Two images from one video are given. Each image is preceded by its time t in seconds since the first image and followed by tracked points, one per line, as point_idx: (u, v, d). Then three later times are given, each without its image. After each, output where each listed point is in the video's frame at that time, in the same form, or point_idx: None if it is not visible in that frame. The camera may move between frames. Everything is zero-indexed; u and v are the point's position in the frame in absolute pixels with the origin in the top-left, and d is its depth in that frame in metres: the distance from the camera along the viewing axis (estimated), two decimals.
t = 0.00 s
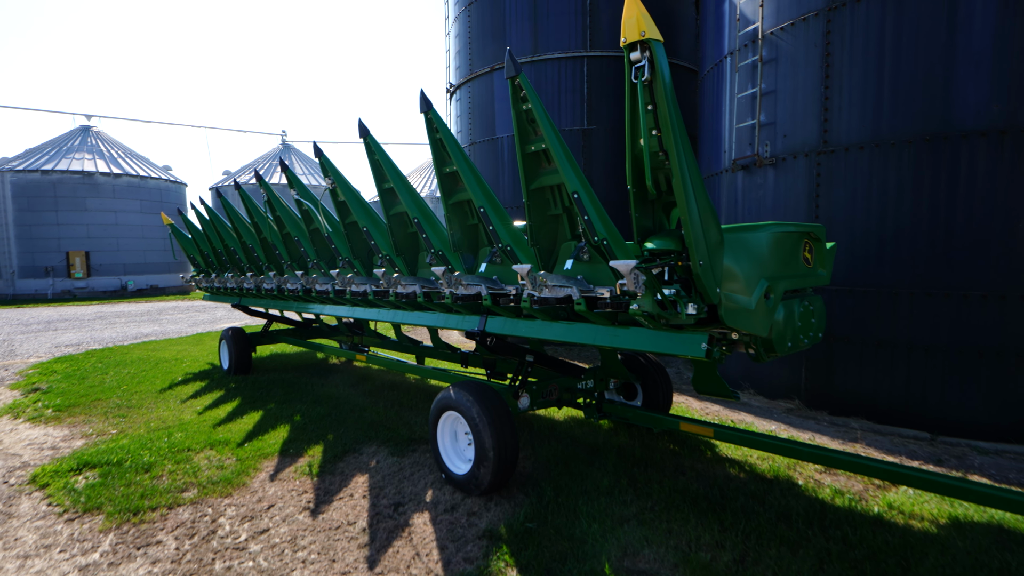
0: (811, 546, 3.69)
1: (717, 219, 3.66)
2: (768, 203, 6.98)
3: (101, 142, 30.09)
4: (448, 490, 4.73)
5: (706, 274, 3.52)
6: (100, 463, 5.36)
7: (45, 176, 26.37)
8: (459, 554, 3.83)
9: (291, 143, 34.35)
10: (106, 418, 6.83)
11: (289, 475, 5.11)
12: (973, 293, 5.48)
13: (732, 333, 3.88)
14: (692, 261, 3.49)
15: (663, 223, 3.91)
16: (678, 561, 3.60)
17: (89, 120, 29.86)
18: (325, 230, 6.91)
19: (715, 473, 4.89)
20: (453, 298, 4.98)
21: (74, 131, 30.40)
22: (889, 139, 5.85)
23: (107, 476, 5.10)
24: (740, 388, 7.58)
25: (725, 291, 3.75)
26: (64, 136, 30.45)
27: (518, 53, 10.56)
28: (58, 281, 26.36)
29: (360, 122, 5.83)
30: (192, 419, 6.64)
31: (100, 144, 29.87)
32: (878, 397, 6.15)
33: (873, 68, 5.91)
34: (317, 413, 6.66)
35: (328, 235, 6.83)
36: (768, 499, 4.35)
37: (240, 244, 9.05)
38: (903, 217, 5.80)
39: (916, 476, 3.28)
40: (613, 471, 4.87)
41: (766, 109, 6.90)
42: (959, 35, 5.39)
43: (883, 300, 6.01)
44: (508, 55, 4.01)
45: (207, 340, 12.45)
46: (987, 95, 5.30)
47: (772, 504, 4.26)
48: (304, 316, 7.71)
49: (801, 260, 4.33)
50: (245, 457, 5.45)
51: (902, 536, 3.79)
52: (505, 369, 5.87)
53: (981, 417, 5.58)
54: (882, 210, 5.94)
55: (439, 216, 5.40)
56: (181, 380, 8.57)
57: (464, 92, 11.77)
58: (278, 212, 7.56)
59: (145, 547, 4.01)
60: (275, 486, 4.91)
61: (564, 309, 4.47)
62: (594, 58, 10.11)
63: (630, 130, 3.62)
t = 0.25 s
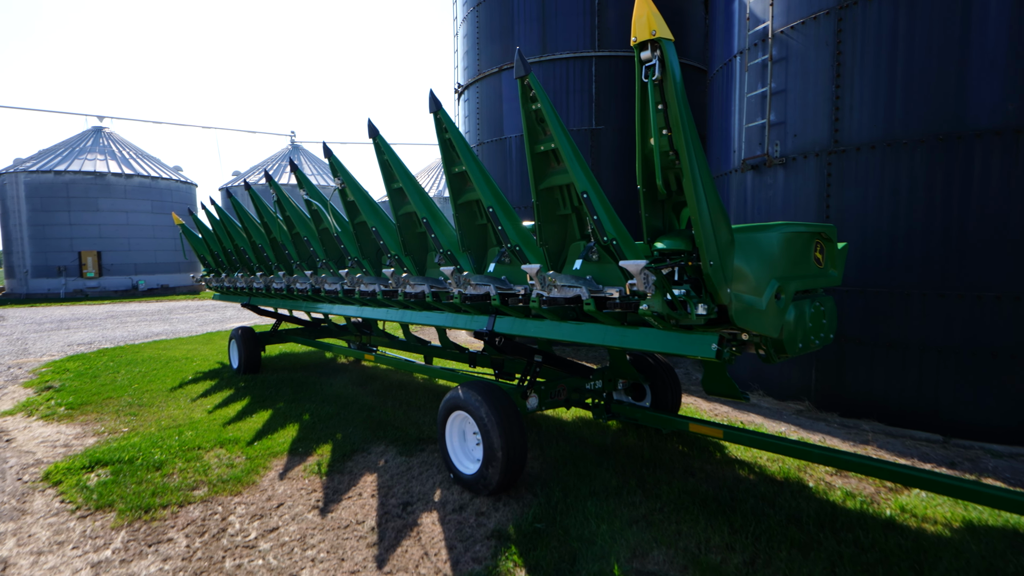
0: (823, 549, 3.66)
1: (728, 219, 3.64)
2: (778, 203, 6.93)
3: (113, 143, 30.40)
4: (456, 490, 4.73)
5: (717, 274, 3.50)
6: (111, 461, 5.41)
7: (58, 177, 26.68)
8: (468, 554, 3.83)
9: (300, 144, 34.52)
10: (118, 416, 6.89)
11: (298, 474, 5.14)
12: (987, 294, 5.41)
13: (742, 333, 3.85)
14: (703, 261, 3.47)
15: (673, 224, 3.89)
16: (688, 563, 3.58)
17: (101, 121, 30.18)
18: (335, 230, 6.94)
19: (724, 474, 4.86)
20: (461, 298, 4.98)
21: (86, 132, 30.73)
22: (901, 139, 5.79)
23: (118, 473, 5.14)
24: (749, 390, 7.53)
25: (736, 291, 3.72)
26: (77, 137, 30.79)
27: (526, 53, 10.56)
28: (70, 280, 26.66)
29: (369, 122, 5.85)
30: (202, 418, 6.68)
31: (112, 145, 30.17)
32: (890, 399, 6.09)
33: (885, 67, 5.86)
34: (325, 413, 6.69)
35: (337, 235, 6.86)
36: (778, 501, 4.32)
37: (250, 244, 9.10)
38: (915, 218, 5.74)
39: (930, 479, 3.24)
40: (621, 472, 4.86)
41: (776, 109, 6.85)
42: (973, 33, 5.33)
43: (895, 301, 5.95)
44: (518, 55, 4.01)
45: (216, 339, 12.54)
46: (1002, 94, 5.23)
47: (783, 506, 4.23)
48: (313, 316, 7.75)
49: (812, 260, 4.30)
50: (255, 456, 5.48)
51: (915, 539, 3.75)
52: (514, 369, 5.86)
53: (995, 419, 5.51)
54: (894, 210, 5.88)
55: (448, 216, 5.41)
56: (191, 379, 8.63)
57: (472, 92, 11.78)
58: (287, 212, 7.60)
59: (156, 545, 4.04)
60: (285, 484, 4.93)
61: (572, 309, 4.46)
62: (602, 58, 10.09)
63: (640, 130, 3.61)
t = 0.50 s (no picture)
0: (832, 552, 3.63)
1: (737, 219, 3.62)
2: (787, 204, 6.88)
3: (123, 144, 30.67)
4: (463, 490, 4.73)
5: (725, 275, 3.48)
6: (121, 460, 5.45)
7: (69, 178, 26.96)
8: (475, 554, 3.83)
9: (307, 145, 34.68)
10: (128, 415, 6.95)
11: (306, 473, 5.16)
12: (1000, 295, 5.34)
13: (751, 334, 3.83)
14: (711, 262, 3.45)
15: (681, 224, 3.87)
16: (696, 565, 3.56)
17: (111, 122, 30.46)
18: (342, 230, 6.97)
19: (732, 476, 4.83)
20: (469, 298, 4.95)
21: (97, 133, 31.03)
22: (911, 138, 5.74)
23: (128, 472, 5.18)
24: (757, 391, 7.49)
25: (744, 292, 3.70)
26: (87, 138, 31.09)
27: (533, 53, 10.55)
28: (81, 280, 26.93)
29: (377, 122, 5.86)
30: (211, 417, 6.73)
31: (122, 147, 30.44)
32: (900, 401, 6.04)
33: (896, 66, 5.80)
34: (333, 412, 6.72)
35: (345, 235, 6.90)
36: (787, 503, 4.29)
37: (258, 245, 9.15)
38: (926, 218, 5.69)
39: (943, 482, 3.20)
40: (629, 473, 4.84)
41: (784, 108, 6.81)
42: (986, 31, 5.27)
43: (906, 302, 5.89)
44: (525, 55, 4.01)
45: (225, 339, 12.62)
46: (1016, 92, 5.17)
47: (792, 509, 4.19)
48: (321, 316, 7.78)
49: (821, 261, 4.26)
50: (263, 455, 5.50)
51: (926, 543, 3.71)
52: (520, 370, 5.83)
53: (1009, 422, 5.44)
54: (905, 211, 5.82)
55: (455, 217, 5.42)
56: (200, 379, 8.69)
57: (479, 92, 11.78)
58: (295, 212, 7.63)
59: (166, 543, 4.07)
60: (293, 484, 4.95)
61: (580, 309, 4.45)
62: (609, 58, 10.06)
63: (648, 131, 3.60)
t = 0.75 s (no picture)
0: (841, 555, 3.60)
1: (744, 219, 3.60)
2: (795, 204, 6.84)
3: (132, 146, 30.92)
4: (469, 490, 4.73)
5: (732, 275, 3.46)
6: (130, 459, 5.49)
7: (79, 179, 27.20)
8: (480, 555, 3.83)
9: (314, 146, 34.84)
10: (136, 415, 7.00)
11: (313, 473, 5.18)
12: (1012, 296, 5.28)
13: (758, 335, 3.80)
14: (718, 262, 3.44)
15: (688, 224, 3.86)
16: (703, 567, 3.54)
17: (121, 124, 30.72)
18: (349, 231, 6.99)
19: (739, 478, 4.80)
20: (474, 299, 4.93)
21: (107, 135, 31.30)
22: (921, 138, 5.69)
23: (137, 471, 5.22)
24: (764, 392, 7.45)
25: (752, 292, 3.67)
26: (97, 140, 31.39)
27: (539, 54, 10.55)
28: (91, 281, 27.18)
29: (383, 123, 5.87)
30: (218, 417, 6.77)
31: (131, 148, 30.69)
32: (910, 403, 5.98)
33: (905, 65, 5.76)
34: (339, 412, 6.74)
35: (351, 235, 6.96)
36: (795, 505, 4.26)
37: (265, 246, 9.20)
38: (936, 218, 5.63)
39: (953, 485, 3.16)
40: (635, 474, 4.83)
41: (792, 108, 6.76)
42: (996, 29, 5.21)
43: (915, 302, 5.84)
44: (531, 55, 4.00)
45: (232, 339, 12.70)
46: None
47: (800, 511, 4.16)
48: (327, 316, 7.80)
49: (830, 261, 4.23)
50: (270, 455, 5.53)
51: (937, 546, 3.67)
52: (526, 371, 5.79)
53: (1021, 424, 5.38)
54: (914, 211, 5.78)
55: (461, 217, 5.44)
56: (208, 379, 8.74)
57: (485, 93, 11.79)
58: (302, 213, 7.66)
59: (174, 542, 4.10)
60: (299, 484, 4.97)
61: (586, 310, 4.44)
62: (615, 58, 10.04)
63: (654, 131, 3.58)
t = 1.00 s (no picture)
0: (846, 557, 3.58)
1: (748, 221, 3.60)
2: (800, 205, 6.82)
3: (138, 149, 31.13)
4: (473, 492, 4.74)
5: (736, 277, 3.46)
6: (136, 460, 5.53)
7: (86, 182, 27.40)
8: (484, 556, 3.83)
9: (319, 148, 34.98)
10: (143, 416, 7.04)
11: (317, 474, 5.20)
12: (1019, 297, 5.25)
13: (763, 337, 3.80)
14: (722, 264, 3.43)
15: (692, 226, 3.86)
16: (707, 569, 3.53)
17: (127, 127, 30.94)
18: (353, 233, 7.02)
19: (744, 480, 4.79)
20: (478, 301, 4.96)
21: (113, 138, 31.52)
22: (927, 138, 5.66)
23: (143, 472, 5.26)
24: (769, 394, 7.42)
25: (756, 294, 3.67)
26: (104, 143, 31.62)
27: (543, 55, 10.56)
28: (98, 282, 27.37)
29: (387, 126, 5.89)
30: (224, 418, 6.81)
31: (138, 151, 30.89)
32: (916, 405, 5.95)
33: (911, 65, 5.73)
34: (344, 414, 6.76)
35: (356, 237, 6.96)
36: (799, 507, 4.24)
37: (270, 248, 9.25)
38: (942, 219, 5.61)
39: (959, 487, 3.15)
40: (639, 476, 4.82)
41: (797, 108, 6.75)
42: (1003, 29, 5.18)
43: (922, 304, 5.81)
44: (535, 57, 4.01)
45: (238, 340, 12.76)
46: None
47: (805, 513, 4.15)
48: (332, 318, 7.83)
49: (835, 262, 4.22)
50: (275, 456, 5.56)
51: (943, 549, 3.65)
52: (530, 372, 5.82)
53: None
54: (920, 211, 5.75)
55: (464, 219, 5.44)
56: (213, 380, 8.79)
57: (489, 95, 11.81)
58: (307, 215, 7.70)
59: (180, 542, 4.12)
60: (304, 484, 4.99)
61: (589, 311, 4.44)
62: (619, 59, 10.05)
63: (658, 132, 3.58)
